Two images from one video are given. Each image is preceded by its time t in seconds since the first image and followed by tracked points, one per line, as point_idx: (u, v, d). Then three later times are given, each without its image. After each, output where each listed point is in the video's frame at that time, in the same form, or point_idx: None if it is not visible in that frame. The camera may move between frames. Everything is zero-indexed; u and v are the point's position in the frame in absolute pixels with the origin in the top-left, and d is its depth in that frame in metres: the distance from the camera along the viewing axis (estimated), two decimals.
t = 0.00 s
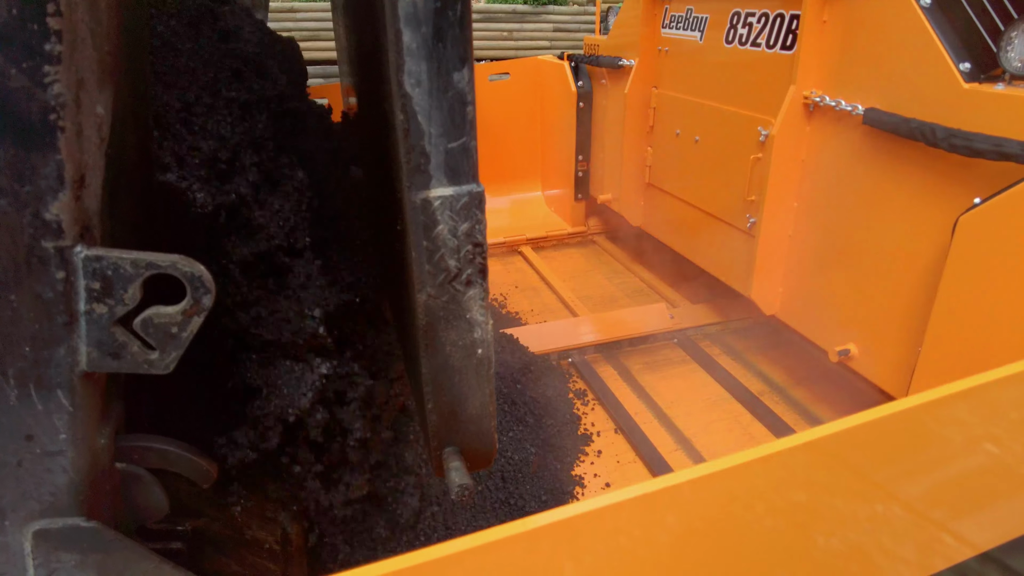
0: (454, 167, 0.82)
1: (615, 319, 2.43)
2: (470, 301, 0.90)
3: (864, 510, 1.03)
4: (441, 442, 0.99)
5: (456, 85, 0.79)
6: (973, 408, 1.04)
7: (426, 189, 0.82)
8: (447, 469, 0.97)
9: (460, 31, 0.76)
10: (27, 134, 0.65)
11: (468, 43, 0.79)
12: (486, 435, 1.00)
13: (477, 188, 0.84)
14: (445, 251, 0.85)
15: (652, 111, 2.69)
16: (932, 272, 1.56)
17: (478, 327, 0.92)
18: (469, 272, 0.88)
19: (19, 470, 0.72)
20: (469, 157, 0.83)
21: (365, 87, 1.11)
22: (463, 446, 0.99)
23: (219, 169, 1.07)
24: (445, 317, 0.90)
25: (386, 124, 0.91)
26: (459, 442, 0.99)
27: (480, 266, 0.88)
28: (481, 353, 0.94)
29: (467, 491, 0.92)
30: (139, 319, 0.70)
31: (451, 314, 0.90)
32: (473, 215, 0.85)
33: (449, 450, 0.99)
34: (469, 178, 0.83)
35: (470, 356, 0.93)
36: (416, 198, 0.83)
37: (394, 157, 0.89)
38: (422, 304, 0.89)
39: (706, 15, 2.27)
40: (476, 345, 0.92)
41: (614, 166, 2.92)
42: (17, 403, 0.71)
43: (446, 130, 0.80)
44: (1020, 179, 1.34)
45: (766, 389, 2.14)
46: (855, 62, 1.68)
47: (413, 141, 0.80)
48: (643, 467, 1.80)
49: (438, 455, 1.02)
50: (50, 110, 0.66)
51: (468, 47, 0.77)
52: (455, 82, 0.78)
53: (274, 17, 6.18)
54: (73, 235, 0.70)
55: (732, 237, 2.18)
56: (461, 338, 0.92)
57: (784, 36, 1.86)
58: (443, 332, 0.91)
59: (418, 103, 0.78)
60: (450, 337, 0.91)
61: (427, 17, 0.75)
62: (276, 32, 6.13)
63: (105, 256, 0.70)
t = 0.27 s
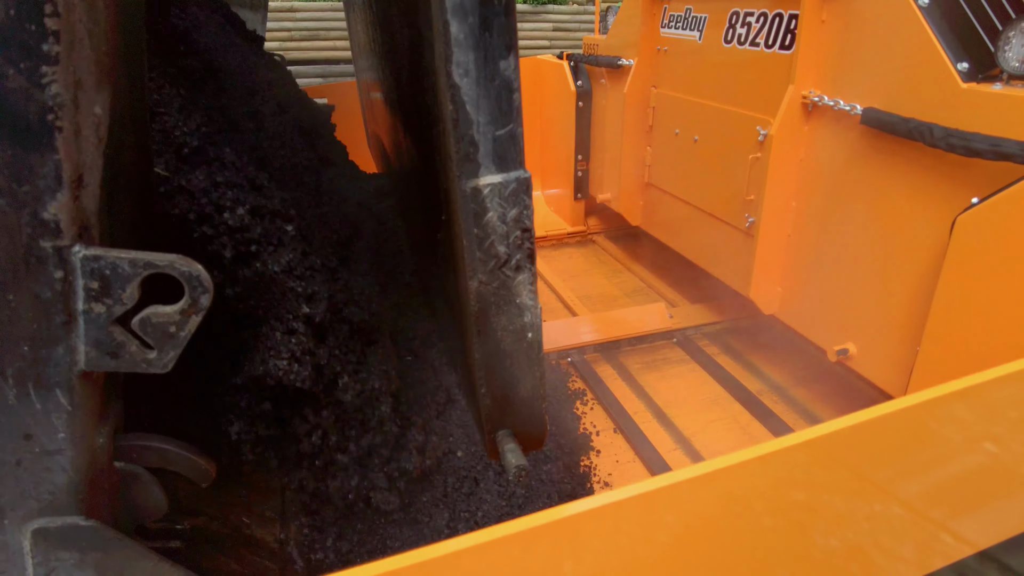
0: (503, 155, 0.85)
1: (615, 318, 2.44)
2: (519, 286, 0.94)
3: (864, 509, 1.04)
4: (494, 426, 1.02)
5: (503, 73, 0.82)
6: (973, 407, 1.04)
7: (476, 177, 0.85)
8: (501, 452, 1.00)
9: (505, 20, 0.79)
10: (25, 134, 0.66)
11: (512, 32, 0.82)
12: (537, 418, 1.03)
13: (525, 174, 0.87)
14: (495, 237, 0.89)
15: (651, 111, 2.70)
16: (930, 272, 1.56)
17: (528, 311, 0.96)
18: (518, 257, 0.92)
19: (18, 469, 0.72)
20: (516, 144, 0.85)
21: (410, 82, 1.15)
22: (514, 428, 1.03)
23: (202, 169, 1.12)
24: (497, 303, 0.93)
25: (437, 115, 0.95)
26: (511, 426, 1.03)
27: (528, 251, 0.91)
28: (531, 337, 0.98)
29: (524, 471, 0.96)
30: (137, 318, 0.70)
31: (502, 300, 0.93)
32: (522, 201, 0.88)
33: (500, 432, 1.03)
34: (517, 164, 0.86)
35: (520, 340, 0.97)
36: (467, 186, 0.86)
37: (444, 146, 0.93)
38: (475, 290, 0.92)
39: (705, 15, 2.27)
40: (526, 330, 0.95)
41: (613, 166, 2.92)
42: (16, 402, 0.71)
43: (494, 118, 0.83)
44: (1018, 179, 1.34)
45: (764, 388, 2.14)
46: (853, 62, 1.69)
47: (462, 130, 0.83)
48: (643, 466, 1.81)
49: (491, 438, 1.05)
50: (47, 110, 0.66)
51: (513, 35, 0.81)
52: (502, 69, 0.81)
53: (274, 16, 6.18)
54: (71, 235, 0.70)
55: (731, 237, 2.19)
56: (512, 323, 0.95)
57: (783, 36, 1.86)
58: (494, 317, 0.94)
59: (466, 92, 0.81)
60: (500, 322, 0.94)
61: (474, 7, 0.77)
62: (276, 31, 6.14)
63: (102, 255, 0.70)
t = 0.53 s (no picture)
0: (516, 151, 0.85)
1: (614, 318, 2.44)
2: (534, 281, 0.93)
3: (862, 509, 1.04)
4: (510, 420, 1.00)
5: (516, 69, 0.81)
6: (972, 406, 1.04)
7: (490, 173, 0.85)
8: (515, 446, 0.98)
9: (517, 16, 0.79)
10: (18, 136, 0.66)
11: (524, 27, 0.81)
12: (552, 413, 1.02)
13: (538, 169, 0.87)
14: (508, 233, 0.88)
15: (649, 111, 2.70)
16: (927, 271, 1.56)
17: (541, 307, 0.94)
18: (533, 252, 0.91)
19: (13, 470, 0.72)
20: (529, 139, 0.85)
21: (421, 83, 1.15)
22: (530, 421, 1.01)
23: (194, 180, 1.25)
24: (511, 298, 0.92)
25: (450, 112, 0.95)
26: (526, 420, 1.01)
27: (541, 245, 0.91)
28: (545, 331, 0.96)
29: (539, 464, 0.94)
30: (131, 320, 0.70)
31: (516, 295, 0.92)
32: (535, 196, 0.88)
33: (517, 427, 1.00)
34: (531, 161, 0.86)
35: (535, 334, 0.95)
36: (480, 182, 0.86)
37: (458, 142, 0.92)
38: (489, 286, 0.92)
39: (703, 15, 2.27)
40: (539, 324, 0.94)
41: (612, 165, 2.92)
42: (11, 404, 0.71)
43: (506, 114, 0.83)
44: (1016, 178, 1.34)
45: (763, 388, 2.14)
46: (850, 61, 1.69)
47: (476, 127, 0.83)
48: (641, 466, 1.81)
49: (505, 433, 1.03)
50: (41, 111, 0.66)
51: (525, 30, 0.80)
52: (514, 65, 0.81)
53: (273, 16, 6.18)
54: (65, 236, 0.70)
55: (729, 236, 2.19)
56: (526, 317, 0.94)
57: (781, 36, 1.86)
58: (509, 313, 0.93)
59: (479, 89, 0.81)
60: (515, 317, 0.93)
61: (486, 4, 0.78)
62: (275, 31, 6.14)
63: (96, 257, 0.70)
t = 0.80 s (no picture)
0: (501, 152, 0.85)
1: (612, 317, 2.45)
2: (518, 283, 0.93)
3: (860, 507, 1.04)
4: (493, 423, 0.99)
5: (501, 70, 0.82)
6: (969, 405, 1.05)
7: (474, 175, 0.85)
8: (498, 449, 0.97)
9: (502, 17, 0.79)
10: (12, 135, 0.66)
11: (510, 28, 0.82)
12: (538, 416, 1.01)
13: (522, 171, 0.87)
14: (492, 234, 0.88)
15: (647, 110, 2.70)
16: (923, 270, 1.57)
17: (526, 308, 0.95)
18: (517, 255, 0.91)
19: (8, 470, 0.72)
20: (514, 141, 0.86)
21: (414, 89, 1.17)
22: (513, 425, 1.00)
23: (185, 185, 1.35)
24: (495, 301, 0.93)
25: (436, 114, 0.95)
26: (509, 424, 0.99)
27: (526, 248, 0.91)
28: (530, 334, 0.96)
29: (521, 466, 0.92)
30: (127, 318, 0.70)
31: (501, 297, 0.93)
32: (519, 198, 0.88)
33: (500, 429, 0.99)
34: (515, 163, 0.87)
35: (520, 337, 0.96)
36: (464, 184, 0.86)
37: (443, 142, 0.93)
38: (473, 287, 0.92)
39: (700, 14, 2.27)
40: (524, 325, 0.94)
41: (610, 164, 2.93)
42: (5, 402, 0.71)
43: (491, 116, 0.83)
44: (1010, 177, 1.34)
45: (760, 387, 2.14)
46: (846, 61, 1.69)
47: (460, 127, 0.83)
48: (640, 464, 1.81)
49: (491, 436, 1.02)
50: (35, 111, 0.67)
51: (510, 32, 0.81)
52: (499, 66, 0.82)
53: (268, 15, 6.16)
54: (59, 235, 0.70)
55: (726, 236, 2.19)
56: (511, 320, 0.94)
57: (778, 35, 1.86)
58: (493, 316, 0.93)
59: (464, 90, 0.81)
60: (499, 320, 0.94)
61: (471, 5, 0.78)
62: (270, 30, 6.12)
63: (91, 256, 0.70)
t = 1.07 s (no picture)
0: (480, 155, 0.88)
1: (610, 316, 2.47)
2: (498, 286, 0.97)
3: (857, 506, 1.04)
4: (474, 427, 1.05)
5: (480, 73, 0.84)
6: (965, 405, 1.05)
7: (454, 177, 0.88)
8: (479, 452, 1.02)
9: (481, 20, 0.81)
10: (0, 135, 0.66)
11: (489, 31, 0.84)
12: (517, 417, 1.06)
13: (502, 174, 0.90)
14: (472, 237, 0.91)
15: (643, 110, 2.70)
16: (917, 269, 1.57)
17: (506, 312, 0.99)
18: (496, 257, 0.94)
19: None
20: (493, 144, 0.88)
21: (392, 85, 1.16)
22: (495, 428, 1.05)
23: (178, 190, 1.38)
24: (474, 304, 0.97)
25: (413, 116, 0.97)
26: (492, 427, 1.05)
27: (506, 251, 0.94)
28: (510, 338, 1.00)
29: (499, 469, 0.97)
30: (117, 318, 0.70)
31: (480, 300, 0.96)
32: (499, 201, 0.91)
33: (481, 433, 1.05)
34: (494, 165, 0.89)
35: (499, 340, 1.00)
36: (444, 186, 0.89)
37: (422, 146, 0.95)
38: (453, 290, 0.96)
39: (696, 14, 2.28)
40: (504, 331, 0.98)
41: (607, 164, 2.93)
42: None
43: (470, 119, 0.86)
44: (1004, 175, 1.35)
45: (756, 386, 2.15)
46: (841, 60, 1.69)
47: (439, 130, 0.85)
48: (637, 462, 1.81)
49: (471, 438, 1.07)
50: (24, 110, 0.67)
51: (489, 35, 0.83)
52: (478, 70, 0.84)
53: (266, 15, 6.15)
54: (50, 235, 0.70)
55: (722, 235, 2.19)
56: (491, 323, 0.98)
57: (773, 35, 1.87)
58: (473, 318, 0.98)
59: (443, 93, 0.84)
60: (480, 323, 0.98)
61: (450, 9, 0.80)
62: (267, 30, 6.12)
63: (82, 255, 0.69)
